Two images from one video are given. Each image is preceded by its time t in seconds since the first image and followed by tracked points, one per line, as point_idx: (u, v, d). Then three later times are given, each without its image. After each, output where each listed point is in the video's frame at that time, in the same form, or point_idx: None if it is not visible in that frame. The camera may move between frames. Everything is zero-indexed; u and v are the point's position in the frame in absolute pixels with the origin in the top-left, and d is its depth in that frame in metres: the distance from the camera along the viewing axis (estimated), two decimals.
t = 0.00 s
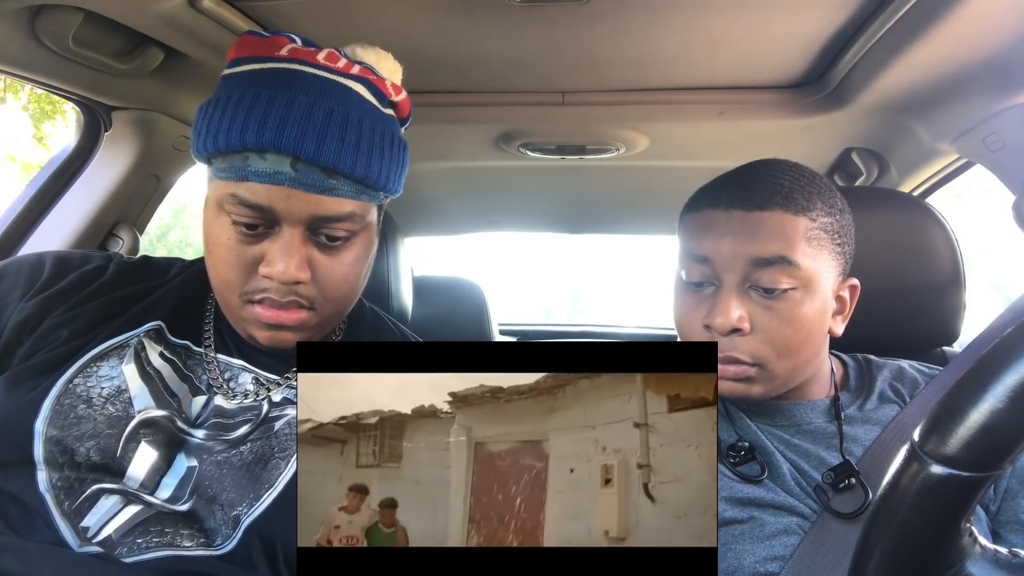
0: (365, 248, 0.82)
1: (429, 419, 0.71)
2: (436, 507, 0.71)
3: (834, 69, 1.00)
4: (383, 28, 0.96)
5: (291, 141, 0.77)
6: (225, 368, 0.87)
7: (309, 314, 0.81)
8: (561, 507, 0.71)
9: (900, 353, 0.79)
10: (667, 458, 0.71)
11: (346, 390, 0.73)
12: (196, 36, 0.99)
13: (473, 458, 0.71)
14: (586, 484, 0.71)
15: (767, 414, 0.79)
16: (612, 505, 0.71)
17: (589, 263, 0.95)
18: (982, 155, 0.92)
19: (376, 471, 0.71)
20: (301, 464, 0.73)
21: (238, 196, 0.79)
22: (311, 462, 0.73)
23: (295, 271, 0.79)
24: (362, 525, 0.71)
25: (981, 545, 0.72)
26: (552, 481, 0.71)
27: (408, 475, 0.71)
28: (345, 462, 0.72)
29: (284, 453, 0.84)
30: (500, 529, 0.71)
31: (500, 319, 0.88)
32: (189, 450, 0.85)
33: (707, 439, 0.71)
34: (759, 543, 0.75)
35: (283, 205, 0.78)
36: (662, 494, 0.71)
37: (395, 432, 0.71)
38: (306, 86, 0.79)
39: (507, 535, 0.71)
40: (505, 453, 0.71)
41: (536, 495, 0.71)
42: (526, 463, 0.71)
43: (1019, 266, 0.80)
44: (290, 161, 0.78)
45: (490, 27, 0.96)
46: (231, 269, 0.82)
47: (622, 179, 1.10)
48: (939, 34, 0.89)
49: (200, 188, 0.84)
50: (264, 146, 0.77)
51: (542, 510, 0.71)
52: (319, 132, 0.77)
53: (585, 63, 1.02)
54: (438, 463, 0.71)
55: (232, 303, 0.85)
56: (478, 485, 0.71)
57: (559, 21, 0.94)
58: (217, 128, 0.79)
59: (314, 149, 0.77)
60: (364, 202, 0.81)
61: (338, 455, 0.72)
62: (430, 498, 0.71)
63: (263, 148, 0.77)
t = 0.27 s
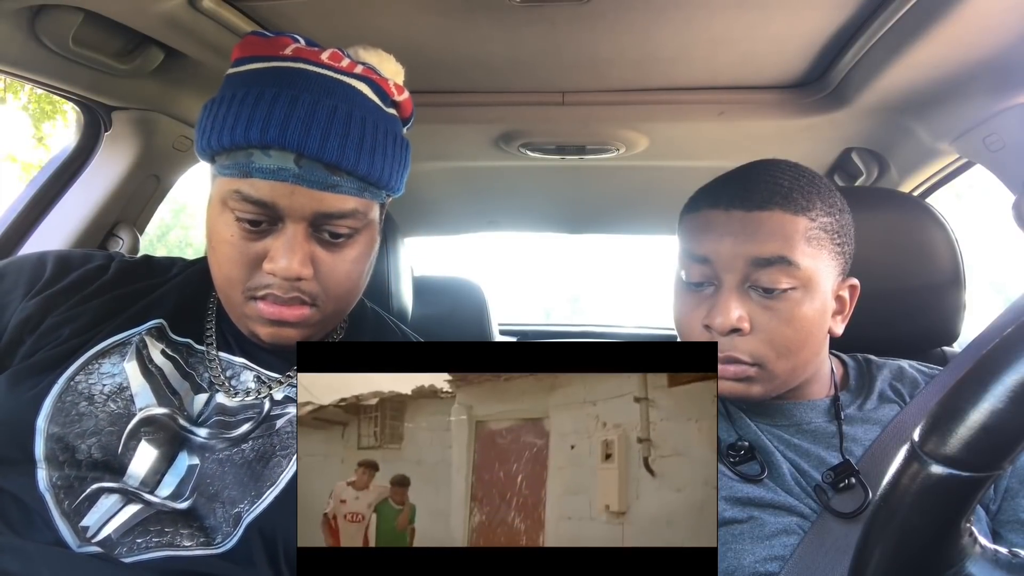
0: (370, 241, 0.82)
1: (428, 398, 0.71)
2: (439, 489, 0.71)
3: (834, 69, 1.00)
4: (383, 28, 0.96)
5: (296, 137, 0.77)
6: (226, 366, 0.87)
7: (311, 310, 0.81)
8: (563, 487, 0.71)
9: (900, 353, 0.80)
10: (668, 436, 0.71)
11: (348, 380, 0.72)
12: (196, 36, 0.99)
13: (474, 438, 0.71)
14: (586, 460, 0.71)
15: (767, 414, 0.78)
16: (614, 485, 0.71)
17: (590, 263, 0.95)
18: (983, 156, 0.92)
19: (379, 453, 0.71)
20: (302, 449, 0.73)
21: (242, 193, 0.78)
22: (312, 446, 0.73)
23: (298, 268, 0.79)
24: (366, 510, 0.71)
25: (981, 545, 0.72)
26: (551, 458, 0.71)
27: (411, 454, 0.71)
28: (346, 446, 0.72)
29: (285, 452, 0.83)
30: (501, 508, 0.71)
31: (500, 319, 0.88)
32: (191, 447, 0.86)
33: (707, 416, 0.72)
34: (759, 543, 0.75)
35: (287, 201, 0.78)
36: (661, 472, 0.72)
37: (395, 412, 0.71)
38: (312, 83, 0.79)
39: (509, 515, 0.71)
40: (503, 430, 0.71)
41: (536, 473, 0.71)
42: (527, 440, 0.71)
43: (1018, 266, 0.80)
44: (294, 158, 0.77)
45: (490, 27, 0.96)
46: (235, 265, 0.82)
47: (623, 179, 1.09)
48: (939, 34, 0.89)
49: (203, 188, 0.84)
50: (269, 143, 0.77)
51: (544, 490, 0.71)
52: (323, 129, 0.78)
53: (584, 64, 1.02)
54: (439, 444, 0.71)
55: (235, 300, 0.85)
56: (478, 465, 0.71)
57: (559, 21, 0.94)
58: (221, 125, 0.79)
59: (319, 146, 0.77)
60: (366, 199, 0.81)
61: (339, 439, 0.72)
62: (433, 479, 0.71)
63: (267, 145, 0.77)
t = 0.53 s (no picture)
0: (367, 241, 0.82)
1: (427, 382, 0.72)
2: (439, 471, 0.71)
3: (834, 70, 1.00)
4: (383, 28, 0.96)
5: (296, 134, 0.77)
6: (225, 366, 0.87)
7: (310, 308, 0.81)
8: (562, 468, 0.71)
9: (900, 353, 0.80)
10: (665, 418, 0.71)
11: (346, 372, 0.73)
12: (197, 36, 0.99)
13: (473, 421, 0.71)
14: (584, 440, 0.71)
15: (767, 414, 0.79)
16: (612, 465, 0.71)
17: (588, 263, 0.94)
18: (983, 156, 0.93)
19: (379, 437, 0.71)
20: (300, 436, 0.73)
21: (241, 189, 0.79)
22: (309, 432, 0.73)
23: (297, 265, 0.79)
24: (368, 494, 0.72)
25: (981, 545, 0.72)
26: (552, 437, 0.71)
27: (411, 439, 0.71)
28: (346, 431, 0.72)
29: (284, 452, 0.83)
30: (501, 487, 0.71)
31: (500, 319, 0.88)
32: (189, 448, 0.86)
33: (705, 399, 0.71)
34: (759, 542, 0.75)
35: (287, 198, 0.78)
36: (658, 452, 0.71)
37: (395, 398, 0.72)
38: (311, 81, 0.79)
39: (509, 495, 0.71)
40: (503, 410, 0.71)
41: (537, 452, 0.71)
42: (525, 420, 0.71)
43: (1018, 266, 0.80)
44: (294, 155, 0.77)
45: (490, 27, 0.96)
46: (234, 263, 0.82)
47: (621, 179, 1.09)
48: (940, 34, 0.89)
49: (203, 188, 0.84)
50: (268, 140, 0.77)
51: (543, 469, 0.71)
52: (324, 126, 0.77)
53: (584, 63, 1.02)
54: (439, 427, 0.71)
55: (234, 298, 0.85)
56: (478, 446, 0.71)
57: (559, 21, 0.94)
58: (221, 123, 0.79)
59: (319, 143, 0.77)
60: (366, 196, 0.81)
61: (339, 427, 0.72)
62: (434, 461, 0.71)
63: (267, 142, 0.77)
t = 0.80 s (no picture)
0: (367, 242, 0.84)
1: (410, 383, 0.74)
2: (431, 470, 0.75)
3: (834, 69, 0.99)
4: (383, 29, 0.96)
5: (309, 119, 0.79)
6: (221, 366, 0.87)
7: (315, 293, 0.84)
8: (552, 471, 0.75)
9: (898, 352, 0.78)
10: (649, 422, 0.74)
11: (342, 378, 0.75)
12: (197, 36, 0.99)
13: (456, 424, 0.74)
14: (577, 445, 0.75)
15: (764, 413, 0.78)
16: (600, 472, 0.74)
17: (589, 263, 0.89)
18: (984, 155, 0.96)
19: (371, 439, 0.75)
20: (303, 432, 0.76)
21: (253, 169, 0.81)
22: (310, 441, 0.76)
23: (304, 248, 0.82)
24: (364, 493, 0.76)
25: (980, 545, 0.73)
26: (544, 441, 0.75)
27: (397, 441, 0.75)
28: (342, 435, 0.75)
29: (275, 450, 0.83)
30: (498, 486, 0.75)
31: (500, 319, 0.86)
32: (186, 447, 0.86)
33: (681, 404, 0.74)
34: (758, 542, 0.76)
35: (296, 178, 0.80)
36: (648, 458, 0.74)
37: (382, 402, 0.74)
38: (324, 74, 0.81)
39: (506, 494, 0.75)
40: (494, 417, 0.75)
41: (529, 455, 0.75)
42: (521, 415, 0.75)
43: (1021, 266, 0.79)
44: (305, 139, 0.80)
45: (490, 27, 0.96)
46: (238, 244, 0.83)
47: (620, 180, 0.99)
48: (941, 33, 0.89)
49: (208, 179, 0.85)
50: (282, 124, 0.80)
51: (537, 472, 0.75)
52: (335, 114, 0.80)
53: (584, 63, 1.02)
54: (425, 428, 0.75)
55: (231, 276, 0.85)
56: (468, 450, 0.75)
57: (558, 21, 0.95)
58: (235, 108, 0.81)
59: (331, 129, 0.80)
60: (373, 186, 0.83)
61: (330, 431, 0.76)
62: (425, 461, 0.75)
63: (280, 125, 0.80)
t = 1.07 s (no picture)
0: (367, 243, 0.84)
1: (409, 383, 0.75)
2: (427, 470, 0.75)
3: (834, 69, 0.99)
4: (383, 28, 0.96)
5: (309, 122, 0.79)
6: (222, 365, 0.87)
7: (316, 294, 0.84)
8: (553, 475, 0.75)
9: (898, 353, 0.79)
10: (649, 423, 0.74)
11: (343, 378, 0.75)
12: (196, 36, 0.98)
13: (453, 424, 0.74)
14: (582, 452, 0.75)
15: (765, 413, 0.78)
16: (605, 482, 0.75)
17: (588, 263, 0.90)
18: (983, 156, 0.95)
19: (367, 440, 0.75)
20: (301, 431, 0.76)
21: (253, 171, 0.81)
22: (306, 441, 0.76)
23: (304, 250, 0.82)
24: (358, 493, 0.76)
25: (981, 545, 0.73)
26: (548, 444, 0.75)
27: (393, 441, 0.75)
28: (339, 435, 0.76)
29: (276, 449, 0.83)
30: (492, 486, 0.75)
31: (500, 319, 0.86)
32: (187, 445, 0.86)
33: (685, 406, 0.74)
34: (758, 542, 0.76)
35: (296, 180, 0.80)
36: (648, 459, 0.74)
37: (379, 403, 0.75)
38: (324, 77, 0.81)
39: (500, 495, 0.75)
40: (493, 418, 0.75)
41: (530, 458, 0.75)
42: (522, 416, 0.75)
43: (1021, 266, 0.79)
44: (306, 142, 0.80)
45: (490, 27, 0.96)
46: (239, 246, 0.83)
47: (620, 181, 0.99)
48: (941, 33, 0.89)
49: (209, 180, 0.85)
50: (282, 126, 0.80)
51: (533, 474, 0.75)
52: (336, 116, 0.80)
53: (585, 63, 1.02)
54: (421, 428, 0.75)
55: (233, 278, 0.85)
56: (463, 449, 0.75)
57: (558, 21, 0.94)
58: (236, 111, 0.81)
59: (331, 131, 0.79)
60: (374, 188, 0.83)
61: (326, 431, 0.76)
62: (420, 462, 0.75)
63: (281, 128, 0.80)
